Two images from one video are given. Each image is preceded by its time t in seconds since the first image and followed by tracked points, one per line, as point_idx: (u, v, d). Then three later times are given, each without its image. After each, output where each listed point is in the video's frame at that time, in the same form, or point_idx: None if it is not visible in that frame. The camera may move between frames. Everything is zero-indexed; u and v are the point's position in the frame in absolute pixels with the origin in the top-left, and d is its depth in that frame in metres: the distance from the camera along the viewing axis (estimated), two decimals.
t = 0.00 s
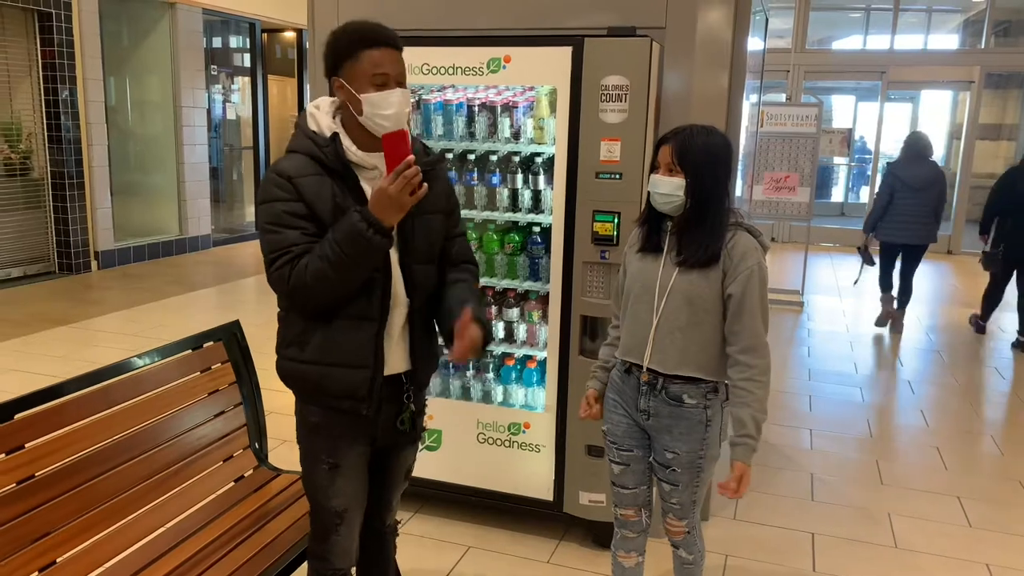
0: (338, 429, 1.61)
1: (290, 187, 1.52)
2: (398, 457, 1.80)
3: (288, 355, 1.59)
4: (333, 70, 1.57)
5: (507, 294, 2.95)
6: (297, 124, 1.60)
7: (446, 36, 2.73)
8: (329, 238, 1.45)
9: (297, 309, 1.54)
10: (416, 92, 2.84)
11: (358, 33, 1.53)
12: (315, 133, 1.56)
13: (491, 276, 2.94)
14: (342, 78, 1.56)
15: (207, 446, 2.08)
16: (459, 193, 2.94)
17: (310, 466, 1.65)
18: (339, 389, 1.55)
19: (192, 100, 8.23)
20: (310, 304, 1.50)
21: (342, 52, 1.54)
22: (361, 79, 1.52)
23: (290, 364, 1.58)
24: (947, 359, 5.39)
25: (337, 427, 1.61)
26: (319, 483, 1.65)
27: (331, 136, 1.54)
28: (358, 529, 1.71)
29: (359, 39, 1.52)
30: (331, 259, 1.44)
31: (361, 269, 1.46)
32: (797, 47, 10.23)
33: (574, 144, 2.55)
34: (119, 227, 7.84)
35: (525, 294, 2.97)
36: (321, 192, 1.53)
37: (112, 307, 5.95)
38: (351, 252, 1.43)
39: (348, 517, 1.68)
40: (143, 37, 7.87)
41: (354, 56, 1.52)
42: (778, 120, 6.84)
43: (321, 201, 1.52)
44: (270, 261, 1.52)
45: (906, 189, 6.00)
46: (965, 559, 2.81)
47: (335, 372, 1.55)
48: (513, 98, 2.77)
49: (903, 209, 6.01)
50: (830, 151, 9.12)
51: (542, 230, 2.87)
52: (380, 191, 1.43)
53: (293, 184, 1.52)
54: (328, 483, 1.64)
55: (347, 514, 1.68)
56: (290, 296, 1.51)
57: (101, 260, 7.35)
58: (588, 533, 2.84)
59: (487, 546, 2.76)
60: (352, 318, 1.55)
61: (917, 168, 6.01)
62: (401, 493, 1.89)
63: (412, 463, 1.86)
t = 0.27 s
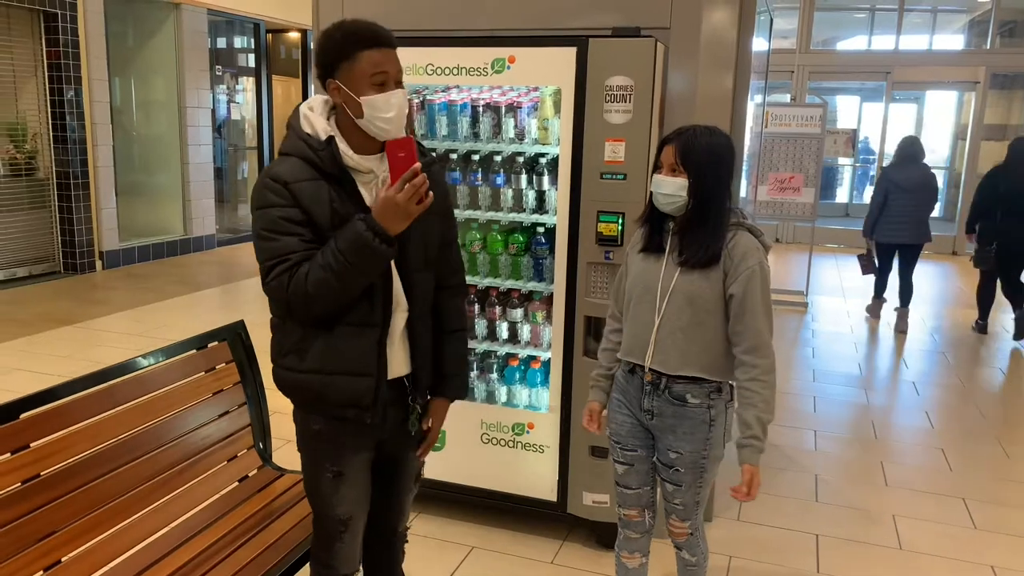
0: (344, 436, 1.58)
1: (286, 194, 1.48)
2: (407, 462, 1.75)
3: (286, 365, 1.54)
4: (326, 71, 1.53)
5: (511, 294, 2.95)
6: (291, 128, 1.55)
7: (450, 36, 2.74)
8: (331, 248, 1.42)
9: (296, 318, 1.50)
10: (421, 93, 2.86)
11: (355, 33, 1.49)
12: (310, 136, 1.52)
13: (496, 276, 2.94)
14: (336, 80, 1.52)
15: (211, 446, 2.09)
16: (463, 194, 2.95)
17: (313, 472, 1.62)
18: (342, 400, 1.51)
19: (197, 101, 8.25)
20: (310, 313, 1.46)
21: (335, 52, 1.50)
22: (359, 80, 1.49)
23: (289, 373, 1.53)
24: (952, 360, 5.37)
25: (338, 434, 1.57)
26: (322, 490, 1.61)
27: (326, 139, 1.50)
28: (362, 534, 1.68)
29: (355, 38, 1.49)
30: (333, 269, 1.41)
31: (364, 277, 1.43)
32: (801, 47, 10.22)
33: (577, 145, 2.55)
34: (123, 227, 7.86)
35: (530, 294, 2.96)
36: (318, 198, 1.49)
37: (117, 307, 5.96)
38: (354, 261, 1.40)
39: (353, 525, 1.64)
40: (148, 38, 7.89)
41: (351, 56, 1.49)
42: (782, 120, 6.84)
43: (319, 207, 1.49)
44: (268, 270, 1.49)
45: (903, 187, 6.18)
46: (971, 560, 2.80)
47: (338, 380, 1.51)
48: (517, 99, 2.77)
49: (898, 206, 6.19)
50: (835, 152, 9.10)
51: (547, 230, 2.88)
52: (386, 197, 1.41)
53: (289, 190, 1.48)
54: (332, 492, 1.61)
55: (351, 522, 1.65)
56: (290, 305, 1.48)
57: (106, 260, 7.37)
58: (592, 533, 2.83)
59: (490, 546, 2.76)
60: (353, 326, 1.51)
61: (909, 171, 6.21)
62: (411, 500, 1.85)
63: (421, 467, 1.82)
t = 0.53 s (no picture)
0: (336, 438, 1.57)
1: (283, 206, 1.47)
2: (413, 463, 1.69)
3: (280, 372, 1.53)
4: (328, 77, 1.50)
5: (515, 294, 2.95)
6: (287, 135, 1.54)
7: (455, 36, 2.74)
8: (328, 265, 1.42)
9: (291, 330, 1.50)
10: (425, 92, 2.87)
11: (358, 41, 1.46)
12: (306, 145, 1.51)
13: (499, 276, 2.95)
14: (334, 89, 1.50)
15: (215, 445, 2.09)
16: (467, 193, 2.94)
17: (307, 474, 1.61)
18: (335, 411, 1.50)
19: (201, 100, 8.26)
20: (307, 327, 1.46)
21: (336, 59, 1.48)
22: (357, 92, 1.48)
23: (283, 381, 1.53)
24: (956, 361, 5.36)
25: (333, 435, 1.57)
26: (316, 491, 1.60)
27: (325, 150, 1.48)
28: (359, 534, 1.68)
29: (354, 47, 1.46)
30: (330, 286, 1.41)
31: (361, 295, 1.43)
32: (806, 47, 10.19)
33: (582, 144, 2.55)
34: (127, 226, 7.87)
35: (534, 294, 2.96)
36: (315, 211, 1.48)
37: (121, 306, 5.97)
38: (352, 279, 1.40)
39: (349, 524, 1.64)
40: (152, 38, 7.90)
41: (350, 66, 1.47)
42: (787, 120, 6.83)
43: (316, 220, 1.48)
44: (263, 283, 1.48)
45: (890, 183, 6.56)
46: (975, 562, 2.79)
47: (328, 391, 1.50)
48: (521, 99, 2.79)
49: (887, 201, 6.58)
50: (839, 152, 9.08)
51: (550, 231, 2.89)
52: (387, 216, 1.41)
53: (286, 203, 1.47)
54: (325, 493, 1.60)
55: (346, 522, 1.64)
56: (286, 318, 1.48)
57: (110, 259, 7.38)
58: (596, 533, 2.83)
59: (493, 546, 2.76)
60: (347, 337, 1.50)
61: (898, 166, 6.59)
62: (446, 501, 1.79)
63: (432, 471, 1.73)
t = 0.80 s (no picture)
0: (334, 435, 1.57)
1: (278, 204, 1.48)
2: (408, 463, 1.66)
3: (284, 369, 1.54)
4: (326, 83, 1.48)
5: (518, 294, 2.94)
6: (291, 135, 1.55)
7: (458, 37, 2.74)
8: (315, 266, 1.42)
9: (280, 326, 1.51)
10: (428, 93, 2.86)
11: (352, 52, 1.43)
12: (304, 147, 1.51)
13: (502, 276, 2.94)
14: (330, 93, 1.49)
15: (219, 446, 2.09)
16: (471, 194, 2.94)
17: (305, 469, 1.62)
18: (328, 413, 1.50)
19: (205, 101, 8.27)
20: (293, 325, 1.47)
21: (330, 68, 1.45)
22: (345, 100, 1.45)
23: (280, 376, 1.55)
24: (960, 361, 5.35)
25: (329, 433, 1.57)
26: (313, 486, 1.61)
27: (322, 152, 1.48)
28: (359, 530, 1.66)
29: (343, 55, 1.43)
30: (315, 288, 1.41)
31: (347, 299, 1.43)
32: (809, 47, 10.18)
33: (585, 145, 2.55)
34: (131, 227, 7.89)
35: (537, 294, 2.95)
36: (310, 212, 1.49)
37: (125, 307, 5.99)
38: (336, 284, 1.40)
39: (345, 521, 1.62)
40: (156, 39, 7.92)
41: (339, 73, 1.44)
42: (790, 120, 6.83)
43: (310, 221, 1.49)
44: (255, 278, 1.49)
45: (887, 181, 6.66)
46: (979, 563, 2.78)
47: (320, 393, 1.51)
48: (524, 99, 2.78)
49: (885, 198, 6.65)
50: (843, 152, 9.08)
51: (553, 231, 2.88)
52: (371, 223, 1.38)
53: (282, 202, 1.47)
54: (321, 487, 1.60)
55: (342, 518, 1.62)
56: (273, 315, 1.49)
57: (114, 260, 7.40)
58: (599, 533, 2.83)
59: (496, 546, 2.76)
60: (337, 339, 1.50)
61: (895, 166, 6.68)
62: (433, 504, 1.72)
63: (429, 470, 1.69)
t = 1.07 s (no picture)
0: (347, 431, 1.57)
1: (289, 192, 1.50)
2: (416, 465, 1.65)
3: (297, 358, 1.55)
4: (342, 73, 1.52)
5: (520, 296, 2.94)
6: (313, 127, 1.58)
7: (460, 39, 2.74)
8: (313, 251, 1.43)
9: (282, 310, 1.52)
10: (430, 95, 2.86)
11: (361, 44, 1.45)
12: (320, 137, 1.54)
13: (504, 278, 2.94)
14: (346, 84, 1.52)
15: (222, 447, 2.10)
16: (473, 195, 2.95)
17: (315, 467, 1.62)
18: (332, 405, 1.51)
19: (207, 104, 8.29)
20: (292, 312, 1.48)
21: (344, 59, 1.49)
22: (352, 88, 1.48)
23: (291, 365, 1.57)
24: (963, 362, 5.34)
25: (337, 429, 1.58)
26: (322, 483, 1.61)
27: (336, 142, 1.52)
28: (364, 533, 1.65)
29: (352, 45, 1.47)
30: (312, 274, 1.42)
31: (341, 288, 1.43)
32: (811, 48, 10.17)
33: (586, 147, 2.55)
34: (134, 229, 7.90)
35: (540, 296, 2.95)
36: (320, 201, 1.50)
37: (128, 308, 6.00)
38: (329, 270, 1.41)
39: (353, 519, 1.62)
40: (158, 42, 7.94)
41: (347, 61, 1.47)
42: (792, 121, 6.82)
43: (318, 210, 1.50)
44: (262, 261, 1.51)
45: (888, 182, 6.82)
46: (982, 564, 2.78)
47: (325, 384, 1.51)
48: (527, 100, 2.78)
49: (887, 199, 6.85)
50: (845, 153, 9.07)
51: (556, 232, 2.88)
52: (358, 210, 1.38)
53: (293, 189, 1.49)
54: (331, 485, 1.60)
55: (351, 516, 1.62)
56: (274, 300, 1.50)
57: (117, 262, 7.41)
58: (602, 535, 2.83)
59: (499, 548, 2.76)
60: (340, 331, 1.51)
61: (895, 165, 6.85)
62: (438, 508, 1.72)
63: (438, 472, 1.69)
